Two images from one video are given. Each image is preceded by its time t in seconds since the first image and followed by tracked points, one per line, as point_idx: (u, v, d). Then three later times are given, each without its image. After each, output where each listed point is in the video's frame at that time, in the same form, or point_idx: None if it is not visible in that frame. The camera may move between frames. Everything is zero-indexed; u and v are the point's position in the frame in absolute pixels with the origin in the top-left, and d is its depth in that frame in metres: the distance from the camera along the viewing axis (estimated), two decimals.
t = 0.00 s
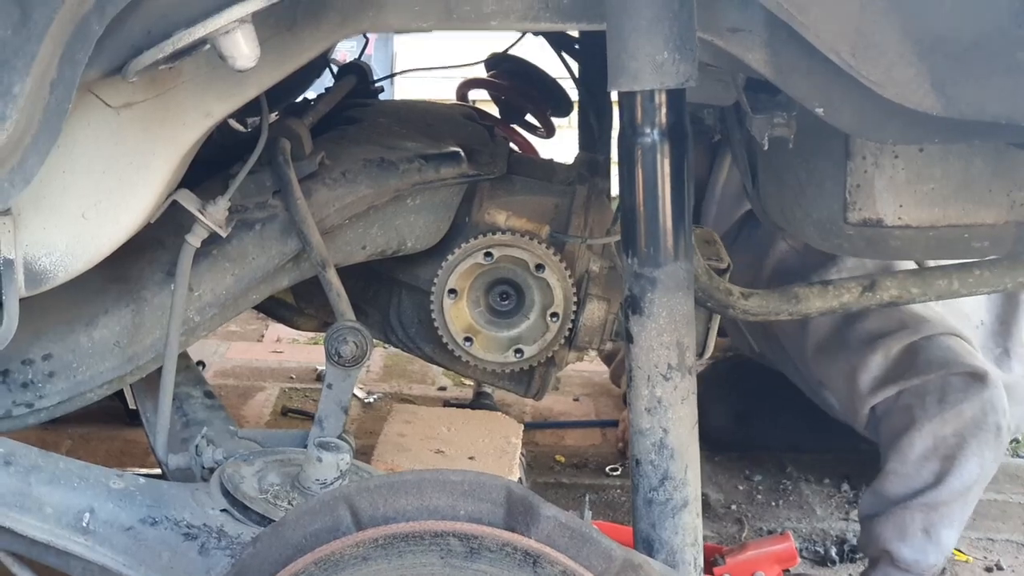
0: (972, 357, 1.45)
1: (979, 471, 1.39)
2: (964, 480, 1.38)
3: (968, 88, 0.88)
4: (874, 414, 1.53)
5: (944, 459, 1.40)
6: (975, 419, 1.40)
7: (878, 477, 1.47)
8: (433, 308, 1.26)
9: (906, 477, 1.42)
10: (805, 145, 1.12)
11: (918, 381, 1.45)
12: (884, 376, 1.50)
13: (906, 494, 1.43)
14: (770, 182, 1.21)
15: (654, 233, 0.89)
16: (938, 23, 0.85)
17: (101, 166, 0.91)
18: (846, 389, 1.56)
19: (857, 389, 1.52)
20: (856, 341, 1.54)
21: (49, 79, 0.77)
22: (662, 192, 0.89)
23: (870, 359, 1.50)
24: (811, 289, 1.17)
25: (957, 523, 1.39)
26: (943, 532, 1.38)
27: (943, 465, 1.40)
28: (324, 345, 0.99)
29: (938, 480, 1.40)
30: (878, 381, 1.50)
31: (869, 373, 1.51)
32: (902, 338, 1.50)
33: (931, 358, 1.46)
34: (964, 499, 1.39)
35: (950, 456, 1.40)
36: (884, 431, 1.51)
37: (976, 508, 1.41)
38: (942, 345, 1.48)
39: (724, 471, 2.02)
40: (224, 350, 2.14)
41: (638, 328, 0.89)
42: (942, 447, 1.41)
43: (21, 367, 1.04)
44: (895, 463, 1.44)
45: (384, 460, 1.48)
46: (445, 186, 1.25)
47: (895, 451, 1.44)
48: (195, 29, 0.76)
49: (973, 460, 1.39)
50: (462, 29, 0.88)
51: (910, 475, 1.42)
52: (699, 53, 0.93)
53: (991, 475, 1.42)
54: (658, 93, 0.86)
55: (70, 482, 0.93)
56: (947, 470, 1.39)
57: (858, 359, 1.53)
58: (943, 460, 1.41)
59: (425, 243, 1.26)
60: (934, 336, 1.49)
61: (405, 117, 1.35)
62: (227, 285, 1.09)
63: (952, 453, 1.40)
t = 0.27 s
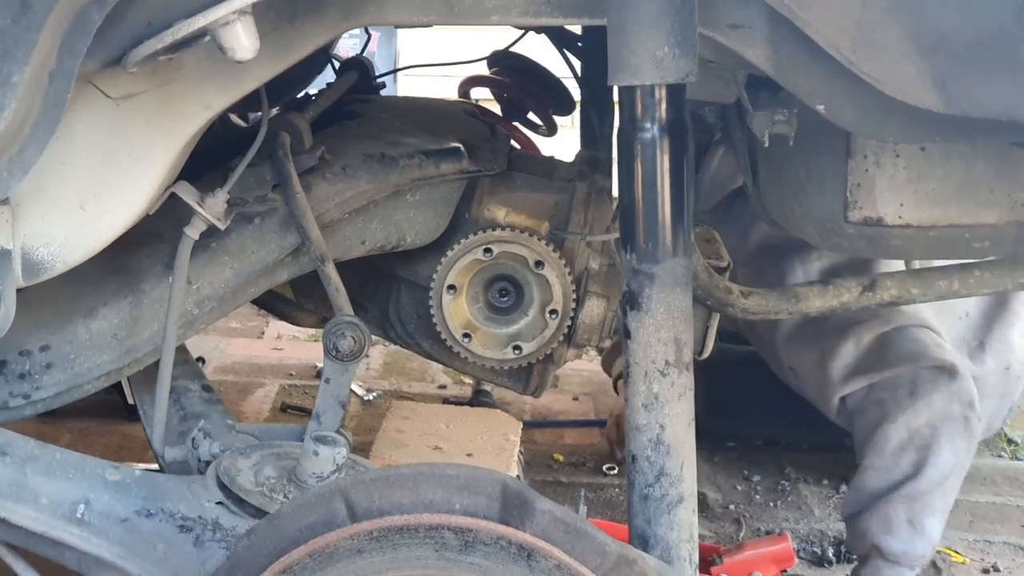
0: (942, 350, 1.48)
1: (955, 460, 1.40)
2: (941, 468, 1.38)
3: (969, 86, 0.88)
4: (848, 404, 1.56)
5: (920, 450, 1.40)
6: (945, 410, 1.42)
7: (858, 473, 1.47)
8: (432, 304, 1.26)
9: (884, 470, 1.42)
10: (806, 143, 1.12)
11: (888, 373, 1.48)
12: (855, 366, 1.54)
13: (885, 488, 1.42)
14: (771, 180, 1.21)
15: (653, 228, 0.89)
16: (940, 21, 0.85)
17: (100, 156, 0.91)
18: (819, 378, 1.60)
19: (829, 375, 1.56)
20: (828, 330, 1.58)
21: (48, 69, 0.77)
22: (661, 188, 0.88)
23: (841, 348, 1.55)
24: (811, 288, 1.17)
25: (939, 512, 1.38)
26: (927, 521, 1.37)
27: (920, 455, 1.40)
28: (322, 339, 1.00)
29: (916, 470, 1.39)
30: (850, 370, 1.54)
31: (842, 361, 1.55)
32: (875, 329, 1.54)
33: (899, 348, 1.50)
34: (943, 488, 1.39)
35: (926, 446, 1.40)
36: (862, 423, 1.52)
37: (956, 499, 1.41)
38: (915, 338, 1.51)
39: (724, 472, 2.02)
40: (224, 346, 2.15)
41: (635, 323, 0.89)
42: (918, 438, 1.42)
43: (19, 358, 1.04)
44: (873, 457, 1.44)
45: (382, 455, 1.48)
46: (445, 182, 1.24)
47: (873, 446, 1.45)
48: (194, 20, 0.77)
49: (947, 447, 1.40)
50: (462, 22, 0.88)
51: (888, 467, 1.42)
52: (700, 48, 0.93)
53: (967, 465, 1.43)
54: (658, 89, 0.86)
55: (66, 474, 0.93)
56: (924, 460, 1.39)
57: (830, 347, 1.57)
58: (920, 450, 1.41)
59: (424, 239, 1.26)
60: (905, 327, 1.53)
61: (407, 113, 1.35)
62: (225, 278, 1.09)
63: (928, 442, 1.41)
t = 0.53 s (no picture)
0: (948, 338, 1.45)
1: (966, 444, 1.40)
2: (954, 454, 1.38)
3: (982, 75, 0.86)
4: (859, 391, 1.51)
5: (932, 436, 1.40)
6: (952, 398, 1.41)
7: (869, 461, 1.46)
8: (444, 308, 1.25)
9: (897, 457, 1.42)
10: (815, 135, 1.12)
11: (895, 362, 1.45)
12: (864, 354, 1.49)
13: (899, 475, 1.42)
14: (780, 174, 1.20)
15: (664, 228, 0.88)
16: (948, 9, 0.84)
17: (105, 170, 0.91)
18: (826, 366, 1.54)
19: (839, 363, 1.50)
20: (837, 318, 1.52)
21: (50, 83, 0.76)
22: (671, 186, 0.88)
23: (850, 335, 1.49)
24: (825, 282, 1.16)
25: (955, 496, 1.39)
26: (944, 506, 1.37)
27: (932, 441, 1.40)
28: (335, 348, 0.99)
29: (929, 457, 1.39)
30: (860, 356, 1.49)
31: (851, 348, 1.49)
32: (879, 316, 1.49)
33: (906, 338, 1.46)
34: (958, 473, 1.39)
35: (937, 431, 1.40)
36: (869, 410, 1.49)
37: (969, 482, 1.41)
38: (920, 326, 1.47)
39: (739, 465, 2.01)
40: (236, 354, 2.15)
41: (650, 325, 0.88)
42: (928, 424, 1.41)
43: (32, 375, 1.04)
44: (885, 444, 1.43)
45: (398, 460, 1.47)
46: (453, 185, 1.24)
47: (883, 433, 1.44)
48: (195, 30, 0.76)
49: (958, 433, 1.40)
50: (465, 26, 0.87)
51: (901, 455, 1.42)
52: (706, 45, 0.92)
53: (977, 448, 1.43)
54: (665, 86, 0.85)
55: (83, 490, 0.93)
56: (936, 446, 1.39)
57: (838, 334, 1.51)
58: (931, 437, 1.40)
59: (433, 244, 1.25)
60: (911, 314, 1.48)
61: (411, 116, 1.35)
62: (235, 289, 1.09)
63: (938, 428, 1.40)
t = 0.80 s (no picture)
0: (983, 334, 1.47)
1: (983, 442, 1.40)
2: (976, 448, 1.38)
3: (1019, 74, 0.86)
4: (886, 385, 1.52)
5: (961, 427, 1.38)
6: (990, 394, 1.41)
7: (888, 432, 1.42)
8: (468, 301, 1.25)
9: (926, 438, 1.38)
10: (846, 135, 1.11)
11: (935, 353, 1.45)
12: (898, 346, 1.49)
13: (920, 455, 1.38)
14: (810, 172, 1.19)
15: (695, 222, 0.88)
16: (986, 9, 0.83)
17: (136, 155, 0.91)
18: (859, 358, 1.56)
19: (873, 352, 1.52)
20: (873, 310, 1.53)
21: (85, 67, 0.76)
22: (704, 181, 0.87)
23: (887, 326, 1.51)
24: (851, 282, 1.15)
25: (960, 488, 1.38)
26: (952, 495, 1.37)
27: (960, 433, 1.38)
28: (359, 338, 0.98)
29: (956, 447, 1.37)
30: (896, 347, 1.50)
31: (887, 339, 1.51)
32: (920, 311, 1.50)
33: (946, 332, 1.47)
34: (972, 467, 1.39)
35: (966, 424, 1.38)
36: (893, 402, 1.50)
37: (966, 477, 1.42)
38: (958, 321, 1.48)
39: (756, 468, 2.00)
40: (256, 345, 2.15)
41: (678, 319, 0.88)
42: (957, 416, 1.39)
43: (57, 357, 1.04)
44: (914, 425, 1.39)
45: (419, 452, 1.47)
46: (480, 179, 1.24)
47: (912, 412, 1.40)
48: (231, 16, 0.76)
49: (982, 431, 1.39)
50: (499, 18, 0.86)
51: (929, 438, 1.38)
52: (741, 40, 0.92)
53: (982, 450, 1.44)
54: (700, 80, 0.85)
55: (106, 472, 0.93)
56: (965, 438, 1.37)
57: (875, 326, 1.53)
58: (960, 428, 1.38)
59: (459, 237, 1.25)
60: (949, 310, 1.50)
61: (440, 109, 1.35)
62: (262, 276, 1.09)
63: (970, 422, 1.38)
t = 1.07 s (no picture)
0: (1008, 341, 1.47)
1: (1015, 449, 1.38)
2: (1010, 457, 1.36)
3: None
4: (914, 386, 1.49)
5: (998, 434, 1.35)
6: None
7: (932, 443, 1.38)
8: (476, 300, 1.25)
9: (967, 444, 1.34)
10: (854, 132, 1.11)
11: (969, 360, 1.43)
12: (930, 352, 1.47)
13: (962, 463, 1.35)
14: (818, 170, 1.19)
15: (702, 219, 0.87)
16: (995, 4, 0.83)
17: (143, 154, 0.91)
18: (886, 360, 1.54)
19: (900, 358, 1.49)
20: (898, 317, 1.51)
21: (92, 66, 0.76)
22: (710, 177, 0.87)
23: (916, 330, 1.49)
24: (859, 281, 1.14)
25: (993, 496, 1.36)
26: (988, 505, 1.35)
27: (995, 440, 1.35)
28: (366, 336, 0.98)
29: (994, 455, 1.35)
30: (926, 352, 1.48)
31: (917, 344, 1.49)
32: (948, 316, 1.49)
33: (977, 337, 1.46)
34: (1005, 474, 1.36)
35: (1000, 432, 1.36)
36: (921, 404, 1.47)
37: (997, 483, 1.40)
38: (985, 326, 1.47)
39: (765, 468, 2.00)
40: (265, 345, 2.16)
41: (685, 316, 0.87)
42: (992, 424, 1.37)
43: (65, 358, 1.05)
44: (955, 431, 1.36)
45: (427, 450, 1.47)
46: (487, 177, 1.24)
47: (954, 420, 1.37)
48: (237, 14, 0.76)
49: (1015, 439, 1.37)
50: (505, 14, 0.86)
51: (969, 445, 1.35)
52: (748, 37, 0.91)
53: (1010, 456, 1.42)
54: (707, 76, 0.85)
55: (114, 472, 0.93)
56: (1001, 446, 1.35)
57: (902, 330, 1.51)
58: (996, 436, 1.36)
59: (467, 236, 1.25)
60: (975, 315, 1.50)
61: (447, 108, 1.35)
62: (269, 276, 1.10)
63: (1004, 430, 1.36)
